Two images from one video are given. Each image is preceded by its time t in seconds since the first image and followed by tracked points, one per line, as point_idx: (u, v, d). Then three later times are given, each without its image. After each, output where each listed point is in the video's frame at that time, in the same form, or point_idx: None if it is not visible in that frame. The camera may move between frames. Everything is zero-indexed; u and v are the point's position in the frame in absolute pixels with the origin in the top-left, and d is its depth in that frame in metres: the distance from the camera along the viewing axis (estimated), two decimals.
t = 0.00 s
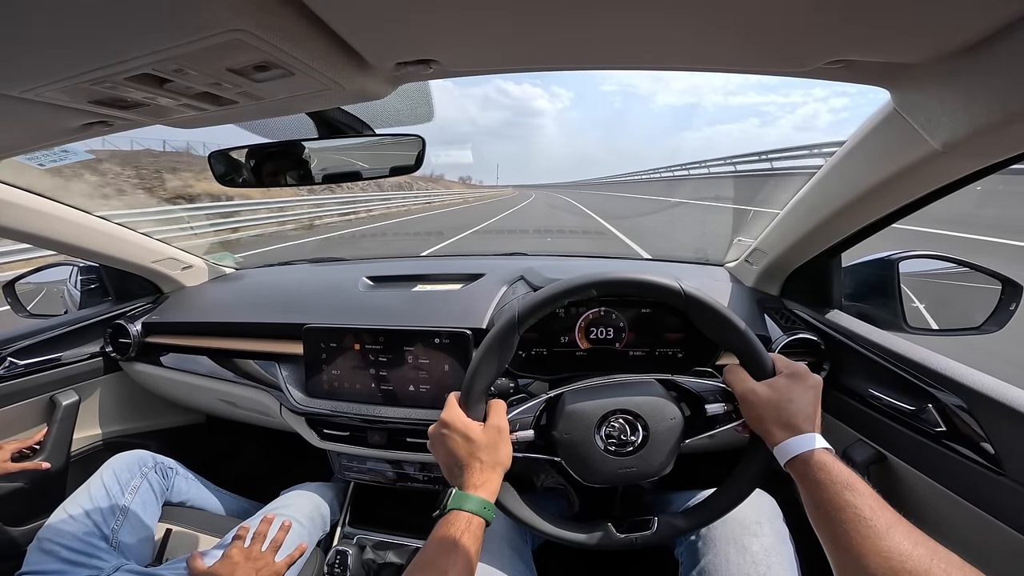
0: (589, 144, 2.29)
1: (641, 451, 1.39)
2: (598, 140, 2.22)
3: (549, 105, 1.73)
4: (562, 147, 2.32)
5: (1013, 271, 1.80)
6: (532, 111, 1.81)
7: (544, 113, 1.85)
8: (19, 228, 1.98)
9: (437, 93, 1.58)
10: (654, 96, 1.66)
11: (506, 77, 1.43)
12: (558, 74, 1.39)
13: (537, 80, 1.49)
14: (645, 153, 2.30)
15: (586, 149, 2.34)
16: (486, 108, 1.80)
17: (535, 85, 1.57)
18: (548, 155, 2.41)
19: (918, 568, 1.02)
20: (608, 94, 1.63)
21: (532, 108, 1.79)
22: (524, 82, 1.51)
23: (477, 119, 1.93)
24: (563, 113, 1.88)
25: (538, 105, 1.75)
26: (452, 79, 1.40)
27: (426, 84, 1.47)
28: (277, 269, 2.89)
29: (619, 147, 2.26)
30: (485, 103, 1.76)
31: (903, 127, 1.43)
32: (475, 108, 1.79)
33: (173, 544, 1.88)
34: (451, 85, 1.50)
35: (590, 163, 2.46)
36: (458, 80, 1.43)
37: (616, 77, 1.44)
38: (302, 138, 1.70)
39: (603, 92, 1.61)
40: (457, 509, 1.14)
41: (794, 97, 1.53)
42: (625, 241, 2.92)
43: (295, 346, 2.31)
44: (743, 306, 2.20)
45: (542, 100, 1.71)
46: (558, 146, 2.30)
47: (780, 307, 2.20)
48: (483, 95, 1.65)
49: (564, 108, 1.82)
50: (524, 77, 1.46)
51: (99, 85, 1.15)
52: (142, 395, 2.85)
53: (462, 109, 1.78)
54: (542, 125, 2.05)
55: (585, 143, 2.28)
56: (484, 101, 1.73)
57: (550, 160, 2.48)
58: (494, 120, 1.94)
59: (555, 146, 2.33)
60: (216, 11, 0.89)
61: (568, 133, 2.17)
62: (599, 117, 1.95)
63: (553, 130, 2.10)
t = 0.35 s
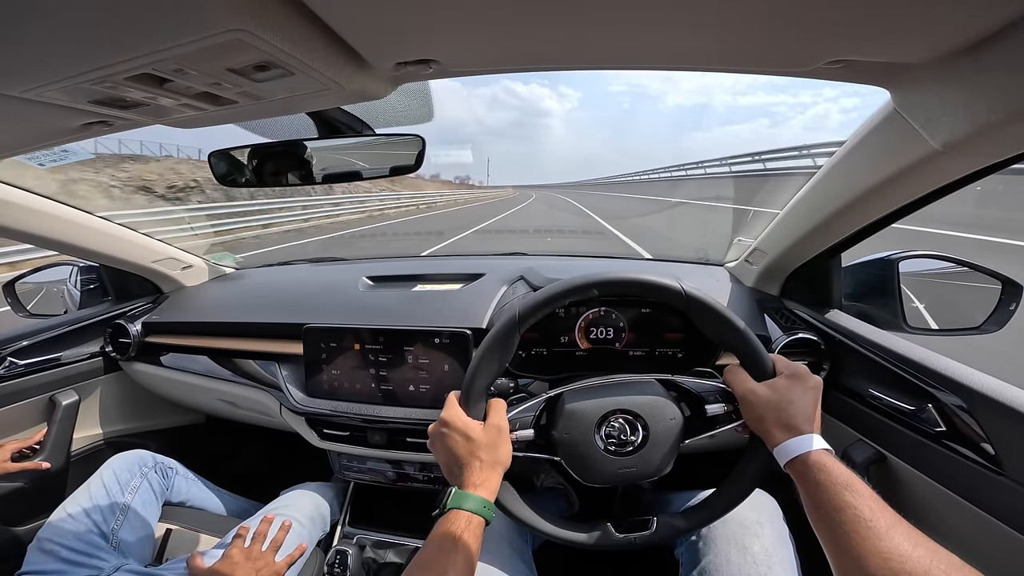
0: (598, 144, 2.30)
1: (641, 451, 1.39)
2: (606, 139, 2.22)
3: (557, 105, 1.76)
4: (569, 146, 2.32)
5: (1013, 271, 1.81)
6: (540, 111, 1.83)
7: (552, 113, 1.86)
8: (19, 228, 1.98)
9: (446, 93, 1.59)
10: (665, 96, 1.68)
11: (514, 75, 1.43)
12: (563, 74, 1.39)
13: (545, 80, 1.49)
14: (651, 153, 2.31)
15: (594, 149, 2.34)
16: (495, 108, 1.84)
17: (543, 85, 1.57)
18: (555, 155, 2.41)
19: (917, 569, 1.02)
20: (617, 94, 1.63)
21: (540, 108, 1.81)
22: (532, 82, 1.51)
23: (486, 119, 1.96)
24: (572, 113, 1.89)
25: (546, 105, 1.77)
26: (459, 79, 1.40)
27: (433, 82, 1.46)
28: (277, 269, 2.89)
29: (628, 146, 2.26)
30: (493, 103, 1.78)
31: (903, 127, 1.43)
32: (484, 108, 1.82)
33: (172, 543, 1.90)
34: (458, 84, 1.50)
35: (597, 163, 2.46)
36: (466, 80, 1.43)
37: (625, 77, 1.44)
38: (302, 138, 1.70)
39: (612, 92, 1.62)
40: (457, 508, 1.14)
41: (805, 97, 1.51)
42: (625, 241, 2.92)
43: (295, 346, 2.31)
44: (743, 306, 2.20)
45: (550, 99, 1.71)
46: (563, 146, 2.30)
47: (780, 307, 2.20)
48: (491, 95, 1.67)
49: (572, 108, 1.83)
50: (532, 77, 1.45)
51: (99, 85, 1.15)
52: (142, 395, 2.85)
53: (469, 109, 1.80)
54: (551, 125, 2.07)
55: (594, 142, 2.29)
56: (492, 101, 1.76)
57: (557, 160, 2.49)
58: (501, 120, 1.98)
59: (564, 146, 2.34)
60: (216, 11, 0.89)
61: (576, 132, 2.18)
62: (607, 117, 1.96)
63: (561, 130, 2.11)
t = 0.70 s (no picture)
0: (605, 144, 2.30)
1: (641, 451, 1.39)
2: (615, 139, 2.23)
3: (565, 105, 1.76)
4: (574, 147, 2.32)
5: (1012, 271, 1.81)
6: (548, 111, 1.83)
7: (559, 113, 1.87)
8: (19, 228, 1.98)
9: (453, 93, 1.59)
10: (672, 96, 1.67)
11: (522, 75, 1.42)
12: (572, 74, 1.39)
13: (553, 80, 1.49)
14: (657, 153, 2.32)
15: (602, 148, 2.33)
16: (501, 108, 1.85)
17: (551, 85, 1.57)
18: (562, 154, 2.41)
19: (918, 566, 1.02)
20: (624, 94, 1.64)
21: (547, 108, 1.81)
22: (540, 82, 1.51)
23: (492, 119, 2.00)
24: (579, 113, 1.90)
25: (554, 105, 1.77)
26: (466, 78, 1.40)
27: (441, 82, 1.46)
28: (277, 269, 2.89)
29: (636, 147, 2.27)
30: (499, 103, 1.79)
31: (903, 127, 1.43)
32: (491, 108, 1.84)
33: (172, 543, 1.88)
34: (466, 83, 1.50)
35: (597, 163, 2.46)
36: (472, 80, 1.43)
37: (633, 77, 1.44)
38: (302, 138, 1.70)
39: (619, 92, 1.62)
40: (457, 510, 1.14)
41: (815, 96, 1.50)
42: (625, 241, 2.92)
43: (295, 346, 2.31)
44: (743, 306, 2.20)
45: (558, 99, 1.72)
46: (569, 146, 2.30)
47: (780, 307, 2.20)
48: (497, 95, 1.67)
49: (580, 108, 1.84)
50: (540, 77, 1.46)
51: (99, 85, 1.15)
52: (142, 395, 2.85)
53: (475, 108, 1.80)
54: (559, 125, 2.08)
55: (602, 142, 2.29)
56: (499, 101, 1.77)
57: (564, 160, 2.49)
58: (508, 120, 2.00)
59: (571, 146, 2.34)
60: (215, 11, 0.89)
61: (584, 133, 2.18)
62: (615, 117, 1.97)
63: (569, 130, 2.12)
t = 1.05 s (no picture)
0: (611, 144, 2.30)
1: (641, 451, 1.39)
2: (620, 140, 2.24)
3: (573, 105, 1.76)
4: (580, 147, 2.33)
5: (1013, 271, 1.81)
6: (555, 111, 1.84)
7: (567, 113, 1.88)
8: (19, 228, 1.98)
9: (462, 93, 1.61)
10: (681, 96, 1.68)
11: (530, 75, 1.42)
12: (580, 73, 1.39)
13: (561, 80, 1.49)
14: (658, 152, 2.33)
15: (612, 149, 2.38)
16: (508, 108, 1.87)
17: (558, 85, 1.57)
18: (569, 154, 2.41)
19: (919, 566, 1.02)
20: (632, 94, 1.65)
21: (555, 108, 1.81)
22: (547, 82, 1.52)
23: (500, 118, 2.03)
24: (587, 113, 1.91)
25: (563, 104, 1.77)
26: (472, 78, 1.40)
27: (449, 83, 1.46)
28: (277, 269, 2.89)
29: (638, 146, 2.27)
30: (507, 103, 1.81)
31: (903, 127, 1.43)
32: (498, 108, 1.86)
33: (173, 543, 1.89)
34: (474, 84, 1.51)
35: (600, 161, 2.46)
36: (475, 80, 1.43)
37: (640, 77, 1.45)
38: (301, 138, 1.70)
39: (627, 92, 1.63)
40: (457, 508, 1.14)
41: (825, 96, 1.49)
42: (625, 241, 2.92)
43: (295, 346, 2.31)
44: (743, 306, 2.20)
45: (566, 99, 1.72)
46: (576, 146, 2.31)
47: (780, 307, 2.20)
48: (506, 95, 1.68)
49: (588, 108, 1.85)
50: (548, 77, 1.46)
51: (100, 85, 1.15)
52: (142, 395, 2.85)
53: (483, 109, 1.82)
54: (567, 125, 2.09)
55: (611, 142, 2.30)
56: (507, 101, 1.78)
57: (571, 160, 2.49)
58: (516, 119, 2.01)
59: (580, 147, 2.35)
60: (215, 11, 0.89)
61: (591, 133, 2.19)
62: (624, 117, 1.98)
63: (576, 131, 2.13)
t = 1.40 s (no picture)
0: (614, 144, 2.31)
1: (641, 451, 1.39)
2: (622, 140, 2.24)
3: (581, 105, 1.76)
4: (588, 147, 2.33)
5: (1014, 271, 1.81)
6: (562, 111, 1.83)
7: (574, 113, 1.87)
8: (19, 228, 1.98)
9: (470, 93, 1.61)
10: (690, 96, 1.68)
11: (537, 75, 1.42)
12: (589, 73, 1.39)
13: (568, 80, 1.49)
14: (658, 152, 2.34)
15: (618, 149, 2.38)
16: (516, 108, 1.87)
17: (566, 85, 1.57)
18: (578, 155, 2.40)
19: (918, 568, 1.02)
20: (640, 94, 1.64)
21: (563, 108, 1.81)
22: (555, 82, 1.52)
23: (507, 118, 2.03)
24: (595, 113, 1.90)
25: (570, 105, 1.77)
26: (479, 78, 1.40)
27: (458, 83, 1.46)
28: (277, 269, 2.89)
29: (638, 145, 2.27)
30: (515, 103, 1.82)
31: (903, 127, 1.43)
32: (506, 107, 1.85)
33: (173, 543, 1.88)
34: (481, 84, 1.51)
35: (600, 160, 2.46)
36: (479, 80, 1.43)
37: (650, 77, 1.44)
38: (302, 138, 1.70)
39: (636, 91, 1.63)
40: (457, 507, 1.14)
41: (837, 97, 1.47)
42: (625, 241, 2.91)
43: (295, 346, 2.31)
44: (742, 306, 2.19)
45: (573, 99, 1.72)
46: (583, 146, 2.31)
47: (780, 307, 2.20)
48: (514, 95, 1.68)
49: (595, 108, 1.84)
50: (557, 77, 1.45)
51: (100, 85, 1.15)
52: (142, 395, 2.85)
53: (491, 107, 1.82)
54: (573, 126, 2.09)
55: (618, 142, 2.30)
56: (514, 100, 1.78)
57: (579, 161, 2.49)
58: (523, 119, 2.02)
59: (588, 148, 2.35)
60: (215, 11, 0.89)
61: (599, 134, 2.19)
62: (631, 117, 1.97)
63: (583, 132, 2.13)
